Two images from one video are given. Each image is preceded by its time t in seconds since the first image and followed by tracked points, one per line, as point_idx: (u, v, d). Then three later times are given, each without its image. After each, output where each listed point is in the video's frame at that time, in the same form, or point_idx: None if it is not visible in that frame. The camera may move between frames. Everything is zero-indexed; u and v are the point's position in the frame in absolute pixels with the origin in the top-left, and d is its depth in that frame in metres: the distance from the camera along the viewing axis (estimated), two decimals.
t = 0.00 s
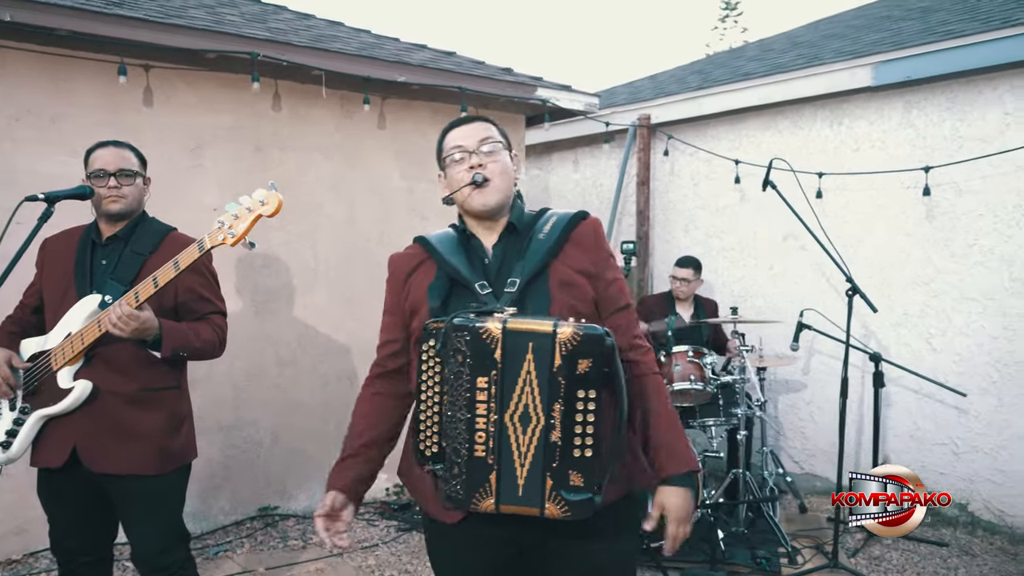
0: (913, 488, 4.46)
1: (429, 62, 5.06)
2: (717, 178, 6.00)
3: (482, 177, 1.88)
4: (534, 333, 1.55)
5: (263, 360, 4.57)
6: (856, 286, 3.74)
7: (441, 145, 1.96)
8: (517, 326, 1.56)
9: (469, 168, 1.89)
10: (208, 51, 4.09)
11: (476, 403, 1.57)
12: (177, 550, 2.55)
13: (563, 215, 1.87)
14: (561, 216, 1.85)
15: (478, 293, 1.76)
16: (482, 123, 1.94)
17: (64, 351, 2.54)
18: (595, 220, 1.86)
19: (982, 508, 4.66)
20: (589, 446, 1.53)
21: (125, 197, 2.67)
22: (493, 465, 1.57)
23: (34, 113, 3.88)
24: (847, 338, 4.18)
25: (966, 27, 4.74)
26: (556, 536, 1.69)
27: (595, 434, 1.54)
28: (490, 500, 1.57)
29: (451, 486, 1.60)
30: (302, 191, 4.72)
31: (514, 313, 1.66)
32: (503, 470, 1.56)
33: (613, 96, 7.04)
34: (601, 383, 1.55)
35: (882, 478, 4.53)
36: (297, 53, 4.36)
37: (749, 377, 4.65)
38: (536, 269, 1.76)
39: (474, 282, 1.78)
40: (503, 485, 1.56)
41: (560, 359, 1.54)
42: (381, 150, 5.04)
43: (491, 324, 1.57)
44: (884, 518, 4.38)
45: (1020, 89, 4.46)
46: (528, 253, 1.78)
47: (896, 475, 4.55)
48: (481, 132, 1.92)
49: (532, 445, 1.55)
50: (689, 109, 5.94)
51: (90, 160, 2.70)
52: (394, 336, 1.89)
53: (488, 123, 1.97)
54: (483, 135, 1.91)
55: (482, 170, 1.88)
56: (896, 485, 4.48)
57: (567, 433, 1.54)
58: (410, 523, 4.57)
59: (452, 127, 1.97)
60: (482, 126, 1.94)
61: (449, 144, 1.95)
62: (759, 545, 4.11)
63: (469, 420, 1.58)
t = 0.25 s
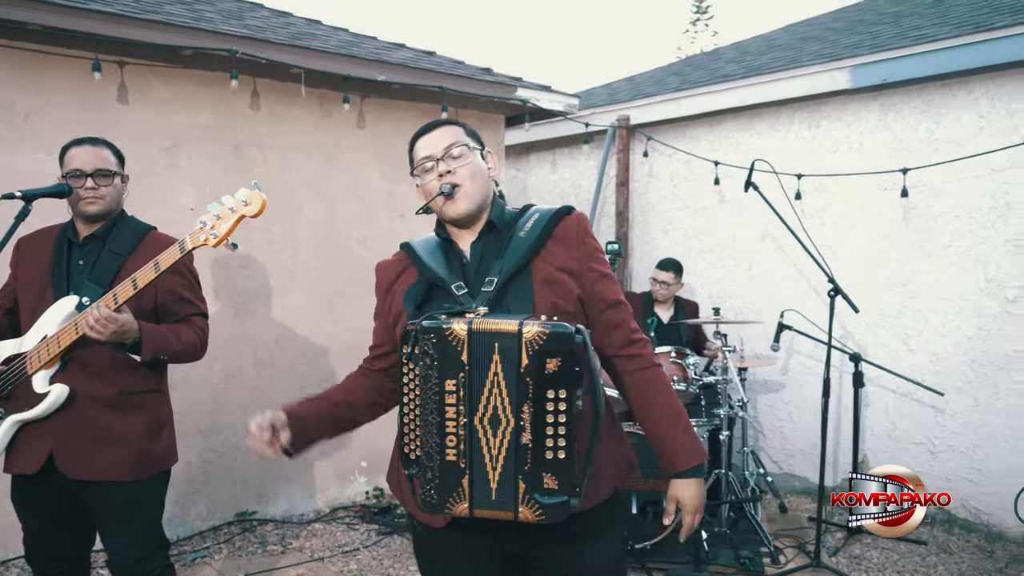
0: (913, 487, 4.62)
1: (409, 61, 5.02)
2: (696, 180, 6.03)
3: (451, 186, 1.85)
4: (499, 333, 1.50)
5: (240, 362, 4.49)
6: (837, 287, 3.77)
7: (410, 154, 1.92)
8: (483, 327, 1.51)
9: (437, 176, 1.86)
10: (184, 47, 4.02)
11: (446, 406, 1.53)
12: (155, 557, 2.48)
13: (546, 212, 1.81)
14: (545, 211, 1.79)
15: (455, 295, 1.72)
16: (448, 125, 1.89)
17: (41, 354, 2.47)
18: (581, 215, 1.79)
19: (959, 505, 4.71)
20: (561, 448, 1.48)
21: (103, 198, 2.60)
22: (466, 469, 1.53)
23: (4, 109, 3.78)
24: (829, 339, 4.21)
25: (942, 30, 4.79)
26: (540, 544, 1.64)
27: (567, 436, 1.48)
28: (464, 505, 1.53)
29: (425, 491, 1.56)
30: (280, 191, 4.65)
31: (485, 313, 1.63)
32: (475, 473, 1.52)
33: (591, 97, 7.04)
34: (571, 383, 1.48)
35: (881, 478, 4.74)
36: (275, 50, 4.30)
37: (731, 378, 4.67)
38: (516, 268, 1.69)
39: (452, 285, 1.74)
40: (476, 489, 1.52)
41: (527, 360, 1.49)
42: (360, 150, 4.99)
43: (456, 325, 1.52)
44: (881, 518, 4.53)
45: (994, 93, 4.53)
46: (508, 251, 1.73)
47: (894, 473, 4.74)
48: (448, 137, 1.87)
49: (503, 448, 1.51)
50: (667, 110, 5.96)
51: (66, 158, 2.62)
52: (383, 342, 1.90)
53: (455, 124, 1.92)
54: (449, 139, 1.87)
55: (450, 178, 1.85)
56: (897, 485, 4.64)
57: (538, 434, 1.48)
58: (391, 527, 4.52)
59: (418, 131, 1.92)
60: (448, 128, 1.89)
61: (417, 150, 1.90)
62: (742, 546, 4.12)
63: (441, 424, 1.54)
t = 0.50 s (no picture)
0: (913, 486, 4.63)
1: (389, 60, 4.97)
2: (676, 180, 6.04)
3: (453, 181, 1.85)
4: (515, 337, 1.53)
5: (218, 364, 4.41)
6: (820, 287, 3.79)
7: (411, 151, 1.93)
8: (499, 330, 1.54)
9: (439, 172, 1.86)
10: (161, 43, 3.94)
11: (457, 410, 1.54)
12: (138, 565, 2.42)
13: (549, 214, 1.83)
14: (548, 213, 1.82)
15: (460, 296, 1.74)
16: (448, 124, 1.90)
17: (16, 357, 2.39)
18: (583, 216, 1.82)
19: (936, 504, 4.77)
20: (574, 453, 1.51)
21: (78, 189, 2.52)
22: (476, 474, 1.54)
23: None
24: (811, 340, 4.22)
25: (920, 33, 4.84)
26: (547, 546, 1.63)
27: (579, 440, 1.51)
28: (473, 510, 1.54)
29: (433, 495, 1.56)
30: (259, 190, 4.59)
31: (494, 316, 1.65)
32: (486, 477, 1.53)
33: (570, 97, 7.04)
34: (585, 388, 1.51)
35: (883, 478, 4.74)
36: (254, 47, 4.23)
37: (713, 379, 4.67)
38: (521, 270, 1.72)
39: (457, 286, 1.76)
40: (486, 494, 1.53)
41: (542, 364, 1.52)
42: (339, 149, 4.94)
43: (470, 328, 1.55)
44: (884, 518, 4.53)
45: (971, 95, 4.58)
46: (512, 252, 1.75)
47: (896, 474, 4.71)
48: (448, 134, 1.88)
49: (515, 452, 1.53)
50: (647, 111, 5.97)
51: (42, 153, 2.55)
52: (369, 330, 1.94)
53: (453, 123, 1.93)
54: (451, 136, 1.88)
55: (453, 173, 1.85)
56: (898, 484, 4.66)
57: (551, 438, 1.51)
58: (373, 530, 4.47)
59: (416, 131, 1.93)
60: (448, 126, 1.90)
61: (416, 148, 1.91)
62: (726, 546, 4.12)
63: (451, 427, 1.55)
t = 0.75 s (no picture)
0: (913, 484, 4.72)
1: (369, 57, 4.92)
2: (657, 180, 6.04)
3: (472, 177, 1.83)
4: (518, 333, 1.51)
5: (196, 366, 4.33)
6: (805, 286, 3.81)
7: (432, 144, 1.91)
8: (502, 326, 1.52)
9: (459, 167, 1.84)
10: (137, 38, 3.85)
11: (457, 406, 1.53)
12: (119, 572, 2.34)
13: (569, 216, 1.81)
14: (568, 214, 1.80)
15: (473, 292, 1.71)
16: (470, 117, 1.88)
17: None
18: (605, 219, 1.79)
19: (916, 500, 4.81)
20: (576, 457, 1.46)
21: (54, 186, 2.44)
22: (474, 473, 1.52)
23: None
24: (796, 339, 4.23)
25: (899, 34, 4.88)
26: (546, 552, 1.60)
27: (582, 443, 1.46)
28: (469, 510, 1.52)
29: (430, 493, 1.55)
30: (237, 189, 4.51)
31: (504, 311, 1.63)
32: (484, 477, 1.51)
33: (549, 96, 7.03)
34: (589, 389, 1.47)
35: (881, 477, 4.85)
36: (233, 43, 4.15)
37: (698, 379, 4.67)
38: (536, 270, 1.69)
39: (470, 282, 1.73)
40: (484, 495, 1.51)
41: (544, 362, 1.49)
42: (319, 148, 4.88)
43: (474, 322, 1.53)
44: (885, 518, 4.67)
45: (950, 96, 4.63)
46: (529, 252, 1.73)
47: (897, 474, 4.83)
48: (469, 129, 1.86)
49: (515, 453, 1.50)
50: (628, 110, 5.96)
51: (18, 150, 2.48)
52: (385, 330, 1.91)
53: (474, 117, 1.91)
54: (472, 130, 1.86)
55: (472, 169, 1.84)
56: (897, 485, 4.76)
57: (551, 440, 1.47)
58: (355, 533, 4.40)
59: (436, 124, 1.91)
60: (469, 120, 1.88)
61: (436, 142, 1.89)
62: (711, 546, 4.12)
63: (451, 424, 1.53)
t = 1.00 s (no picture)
0: (913, 485, 4.52)
1: (352, 53, 4.85)
2: (639, 179, 6.03)
3: (512, 170, 1.87)
4: (552, 336, 1.56)
5: (175, 367, 4.25)
6: (792, 285, 3.80)
7: (476, 136, 1.96)
8: (536, 328, 1.57)
9: (499, 159, 1.88)
10: (115, 32, 3.77)
11: (485, 407, 1.59)
12: None
13: (611, 216, 1.82)
14: (613, 214, 1.81)
15: (507, 291, 1.77)
16: (517, 113, 1.93)
17: None
18: (650, 222, 1.78)
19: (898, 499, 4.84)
20: (608, 466, 1.50)
21: (32, 185, 2.36)
22: (502, 478, 1.58)
23: None
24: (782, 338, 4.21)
25: (881, 34, 4.91)
26: (575, 561, 1.64)
27: (613, 449, 1.51)
28: (495, 516, 1.58)
29: (457, 497, 1.61)
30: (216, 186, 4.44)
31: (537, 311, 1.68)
32: (512, 483, 1.57)
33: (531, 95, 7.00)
34: (621, 393, 1.51)
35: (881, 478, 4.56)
36: (213, 38, 4.07)
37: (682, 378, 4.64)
38: (572, 270, 1.72)
39: (503, 280, 1.79)
40: (511, 500, 1.57)
41: (577, 366, 1.53)
42: (300, 145, 4.82)
43: (504, 323, 1.59)
44: (883, 518, 4.42)
45: (932, 96, 4.66)
46: (568, 250, 1.76)
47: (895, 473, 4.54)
48: (512, 124, 1.91)
49: (543, 458, 1.55)
50: (610, 109, 5.95)
51: None
52: (419, 327, 2.00)
53: (520, 114, 1.95)
54: (518, 125, 1.91)
55: (513, 162, 1.87)
56: (897, 485, 4.56)
57: (582, 445, 1.52)
58: (338, 535, 4.33)
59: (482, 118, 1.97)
60: (516, 115, 1.93)
61: (479, 135, 1.94)
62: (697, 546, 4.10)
63: (481, 427, 1.59)
